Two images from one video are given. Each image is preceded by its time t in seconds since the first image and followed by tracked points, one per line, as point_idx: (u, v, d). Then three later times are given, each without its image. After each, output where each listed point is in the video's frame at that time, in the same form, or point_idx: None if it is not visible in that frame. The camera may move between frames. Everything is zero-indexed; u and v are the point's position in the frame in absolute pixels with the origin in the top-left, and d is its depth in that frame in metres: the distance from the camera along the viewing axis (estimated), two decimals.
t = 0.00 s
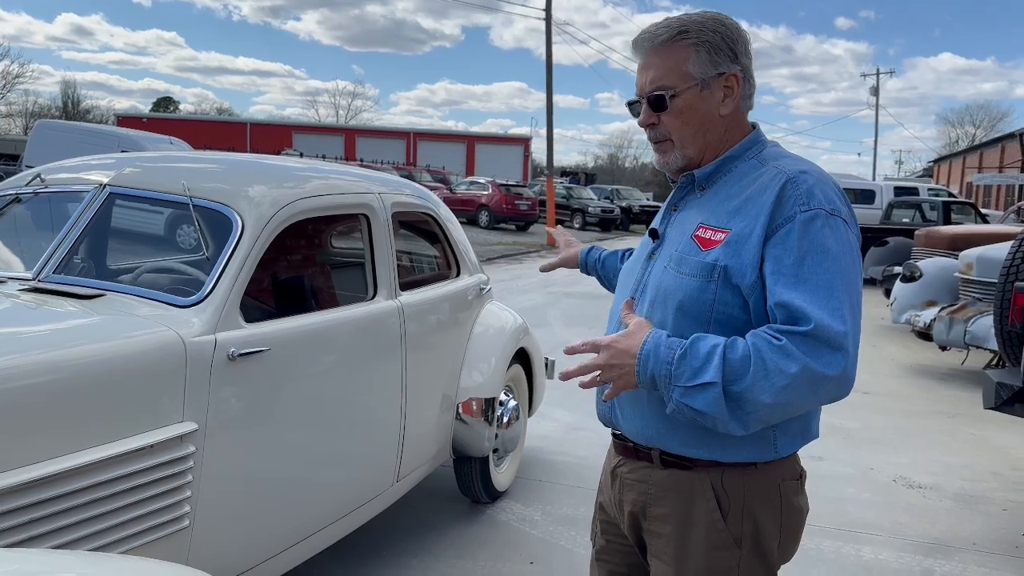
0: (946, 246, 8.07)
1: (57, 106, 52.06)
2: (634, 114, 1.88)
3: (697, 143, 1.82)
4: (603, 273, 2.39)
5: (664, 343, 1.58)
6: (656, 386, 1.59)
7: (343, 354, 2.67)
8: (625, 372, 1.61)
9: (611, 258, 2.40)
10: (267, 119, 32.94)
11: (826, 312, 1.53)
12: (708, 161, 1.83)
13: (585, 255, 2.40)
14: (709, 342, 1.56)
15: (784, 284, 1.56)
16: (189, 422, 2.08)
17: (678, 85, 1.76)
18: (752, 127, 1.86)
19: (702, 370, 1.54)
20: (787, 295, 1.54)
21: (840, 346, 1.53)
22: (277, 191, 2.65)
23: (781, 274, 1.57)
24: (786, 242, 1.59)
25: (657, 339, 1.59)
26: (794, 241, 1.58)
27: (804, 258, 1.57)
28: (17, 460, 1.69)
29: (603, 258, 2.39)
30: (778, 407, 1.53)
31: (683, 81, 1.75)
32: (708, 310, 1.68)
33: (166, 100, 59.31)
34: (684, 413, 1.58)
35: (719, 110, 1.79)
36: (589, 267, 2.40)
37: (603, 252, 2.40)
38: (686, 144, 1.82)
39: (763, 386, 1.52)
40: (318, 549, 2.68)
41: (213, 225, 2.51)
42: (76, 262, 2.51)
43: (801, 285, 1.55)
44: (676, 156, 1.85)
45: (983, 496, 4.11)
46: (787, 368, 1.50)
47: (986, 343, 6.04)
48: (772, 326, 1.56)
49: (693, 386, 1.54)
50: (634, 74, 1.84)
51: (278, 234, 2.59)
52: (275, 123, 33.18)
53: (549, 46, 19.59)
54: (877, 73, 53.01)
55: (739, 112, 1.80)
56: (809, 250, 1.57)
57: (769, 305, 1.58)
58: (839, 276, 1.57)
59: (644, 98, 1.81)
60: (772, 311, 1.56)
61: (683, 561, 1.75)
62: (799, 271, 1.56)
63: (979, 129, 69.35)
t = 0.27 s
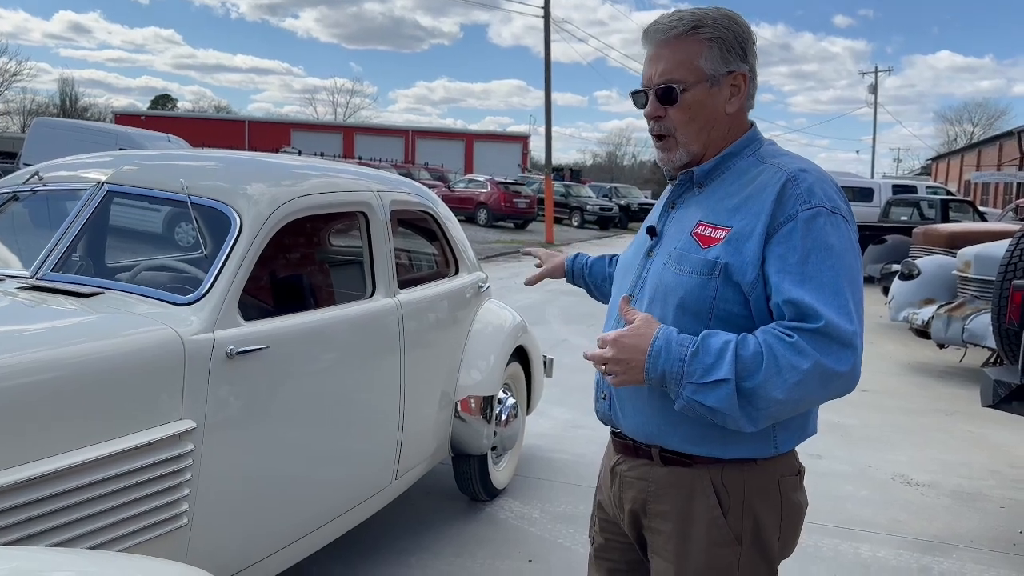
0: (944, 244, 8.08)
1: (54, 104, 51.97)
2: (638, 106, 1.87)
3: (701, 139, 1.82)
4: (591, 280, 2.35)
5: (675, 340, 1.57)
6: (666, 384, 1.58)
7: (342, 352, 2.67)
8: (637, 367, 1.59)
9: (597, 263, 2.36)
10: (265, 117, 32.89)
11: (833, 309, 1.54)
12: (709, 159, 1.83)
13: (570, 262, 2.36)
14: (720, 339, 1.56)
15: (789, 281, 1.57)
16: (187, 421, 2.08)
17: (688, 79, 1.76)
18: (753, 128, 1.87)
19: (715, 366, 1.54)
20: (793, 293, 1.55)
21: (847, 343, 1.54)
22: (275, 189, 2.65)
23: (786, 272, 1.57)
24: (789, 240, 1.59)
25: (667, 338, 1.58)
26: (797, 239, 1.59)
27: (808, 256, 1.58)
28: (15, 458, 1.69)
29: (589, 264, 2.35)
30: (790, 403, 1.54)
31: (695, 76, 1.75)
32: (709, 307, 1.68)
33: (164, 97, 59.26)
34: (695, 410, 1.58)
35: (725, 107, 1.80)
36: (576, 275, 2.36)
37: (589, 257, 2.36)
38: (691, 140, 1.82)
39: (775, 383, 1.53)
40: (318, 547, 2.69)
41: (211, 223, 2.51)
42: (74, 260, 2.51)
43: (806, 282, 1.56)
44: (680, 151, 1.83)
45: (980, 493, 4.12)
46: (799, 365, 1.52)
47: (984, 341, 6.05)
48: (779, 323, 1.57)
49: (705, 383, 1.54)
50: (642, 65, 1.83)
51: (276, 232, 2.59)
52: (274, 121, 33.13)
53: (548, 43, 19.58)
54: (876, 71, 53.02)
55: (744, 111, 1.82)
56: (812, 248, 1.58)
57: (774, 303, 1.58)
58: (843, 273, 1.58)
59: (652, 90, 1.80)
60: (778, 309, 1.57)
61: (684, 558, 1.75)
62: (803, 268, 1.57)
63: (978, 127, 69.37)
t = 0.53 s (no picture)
0: (942, 242, 8.08)
1: (53, 102, 51.90)
2: (632, 105, 1.87)
3: (692, 136, 1.81)
4: (574, 284, 2.32)
5: (693, 338, 1.55)
6: (684, 382, 1.56)
7: (341, 350, 2.67)
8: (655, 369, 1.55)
9: (576, 265, 2.33)
10: (263, 115, 32.85)
11: (845, 308, 1.56)
12: (704, 157, 1.83)
13: (550, 267, 2.33)
14: (738, 335, 1.56)
15: (802, 281, 1.58)
16: (185, 419, 2.08)
17: (678, 77, 1.76)
18: (748, 125, 1.86)
19: (734, 363, 1.53)
20: (807, 292, 1.56)
21: (859, 342, 1.56)
22: (273, 186, 2.65)
23: (798, 272, 1.59)
24: (800, 240, 1.60)
25: (684, 338, 1.55)
26: (808, 239, 1.60)
27: (819, 256, 1.59)
28: (13, 457, 1.69)
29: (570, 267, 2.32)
30: (805, 400, 1.55)
31: (684, 73, 1.75)
32: (718, 307, 1.68)
33: (162, 95, 59.18)
34: (712, 408, 1.56)
35: (717, 105, 1.79)
36: (559, 280, 2.32)
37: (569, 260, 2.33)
38: (682, 137, 1.81)
39: (792, 379, 1.53)
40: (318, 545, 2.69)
41: (209, 221, 2.51)
42: (73, 258, 2.50)
43: (817, 282, 1.58)
44: (671, 148, 1.83)
45: (978, 491, 4.12)
46: (816, 362, 1.52)
47: (982, 339, 6.06)
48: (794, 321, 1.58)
49: (725, 380, 1.53)
50: (634, 64, 1.84)
51: (274, 231, 2.59)
52: (272, 119, 33.09)
53: (546, 41, 19.56)
54: (874, 69, 53.02)
55: (737, 108, 1.81)
56: (822, 248, 1.59)
57: (787, 303, 1.59)
58: (852, 273, 1.60)
59: (643, 89, 1.80)
60: (794, 310, 1.58)
61: (690, 556, 1.75)
62: (814, 268, 1.58)
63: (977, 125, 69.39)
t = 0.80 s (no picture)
0: (942, 241, 8.08)
1: (51, 100, 51.86)
2: (635, 102, 1.87)
3: (696, 135, 1.81)
4: (562, 286, 2.28)
5: (722, 320, 1.54)
6: (707, 364, 1.54)
7: (340, 349, 2.67)
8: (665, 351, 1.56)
9: (565, 266, 2.30)
10: (262, 114, 32.82)
11: (859, 300, 1.58)
12: (706, 156, 1.82)
13: (539, 265, 2.28)
14: (766, 320, 1.56)
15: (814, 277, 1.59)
16: (185, 417, 2.08)
17: (685, 75, 1.76)
18: (749, 126, 1.86)
19: (761, 348, 1.53)
20: (821, 286, 1.57)
21: (873, 333, 1.58)
22: (273, 185, 2.65)
23: (809, 268, 1.60)
24: (808, 237, 1.62)
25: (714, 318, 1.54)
26: (816, 235, 1.62)
27: (828, 252, 1.61)
28: (12, 455, 1.69)
29: (558, 268, 2.28)
30: (825, 388, 1.56)
31: (691, 71, 1.75)
32: (727, 306, 1.68)
33: (161, 93, 59.14)
34: (734, 392, 1.55)
35: (721, 104, 1.79)
36: (546, 281, 2.28)
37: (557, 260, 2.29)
38: (686, 135, 1.81)
39: (815, 367, 1.54)
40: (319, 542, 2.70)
41: (209, 220, 2.51)
42: (72, 257, 2.50)
43: (828, 276, 1.59)
44: (675, 145, 1.82)
45: (977, 489, 4.13)
46: (838, 350, 1.53)
47: (982, 337, 6.06)
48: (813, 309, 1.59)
49: (752, 364, 1.53)
50: (638, 62, 1.83)
51: (273, 230, 2.59)
52: (271, 118, 33.07)
53: (546, 40, 19.54)
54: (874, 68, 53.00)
55: (741, 108, 1.81)
56: (831, 243, 1.61)
57: (801, 297, 1.60)
58: (861, 267, 1.62)
59: (649, 87, 1.80)
60: (811, 300, 1.59)
61: (693, 554, 1.75)
62: (824, 263, 1.60)
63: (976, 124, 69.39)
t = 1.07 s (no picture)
0: (942, 240, 8.08)
1: (51, 100, 51.86)
2: (634, 101, 1.87)
3: (696, 134, 1.81)
4: (560, 274, 2.28)
5: (739, 349, 1.52)
6: (728, 398, 1.54)
7: (340, 347, 2.67)
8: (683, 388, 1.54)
9: (564, 255, 2.29)
10: (262, 113, 32.81)
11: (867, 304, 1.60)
12: (709, 156, 1.83)
13: (540, 247, 2.27)
14: (782, 342, 1.56)
15: (824, 280, 1.60)
16: (186, 416, 2.08)
17: (684, 74, 1.76)
18: (750, 125, 1.86)
19: (780, 374, 1.53)
20: (832, 291, 1.58)
21: (882, 336, 1.60)
22: (273, 184, 2.65)
23: (819, 271, 1.61)
24: (817, 240, 1.63)
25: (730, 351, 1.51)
26: (825, 238, 1.63)
27: (836, 255, 1.62)
28: (12, 454, 1.69)
29: (558, 255, 2.28)
30: (840, 401, 1.58)
31: (690, 71, 1.75)
32: (735, 307, 1.68)
33: (161, 92, 59.13)
34: (754, 418, 1.56)
35: (721, 103, 1.79)
36: (545, 266, 2.27)
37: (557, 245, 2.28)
38: (686, 135, 1.81)
39: (829, 383, 1.55)
40: (320, 541, 2.70)
41: (209, 219, 2.51)
42: (73, 255, 2.50)
43: (837, 280, 1.61)
44: (675, 146, 1.83)
45: (977, 489, 4.13)
46: (852, 363, 1.56)
47: (982, 337, 6.06)
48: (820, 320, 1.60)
49: (771, 391, 1.53)
50: (638, 60, 1.84)
51: (274, 229, 2.59)
52: (271, 117, 33.05)
53: (546, 39, 19.54)
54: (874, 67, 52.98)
55: (741, 107, 1.81)
56: (839, 246, 1.63)
57: (810, 302, 1.61)
58: (867, 270, 1.64)
59: (648, 86, 1.80)
60: (819, 306, 1.60)
61: (699, 554, 1.75)
62: (833, 266, 1.61)
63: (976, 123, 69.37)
